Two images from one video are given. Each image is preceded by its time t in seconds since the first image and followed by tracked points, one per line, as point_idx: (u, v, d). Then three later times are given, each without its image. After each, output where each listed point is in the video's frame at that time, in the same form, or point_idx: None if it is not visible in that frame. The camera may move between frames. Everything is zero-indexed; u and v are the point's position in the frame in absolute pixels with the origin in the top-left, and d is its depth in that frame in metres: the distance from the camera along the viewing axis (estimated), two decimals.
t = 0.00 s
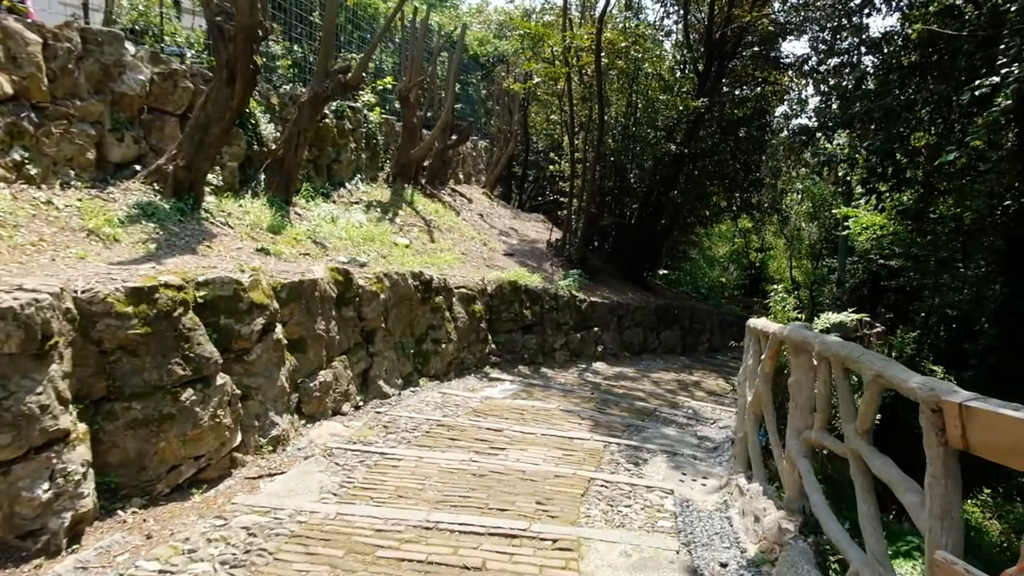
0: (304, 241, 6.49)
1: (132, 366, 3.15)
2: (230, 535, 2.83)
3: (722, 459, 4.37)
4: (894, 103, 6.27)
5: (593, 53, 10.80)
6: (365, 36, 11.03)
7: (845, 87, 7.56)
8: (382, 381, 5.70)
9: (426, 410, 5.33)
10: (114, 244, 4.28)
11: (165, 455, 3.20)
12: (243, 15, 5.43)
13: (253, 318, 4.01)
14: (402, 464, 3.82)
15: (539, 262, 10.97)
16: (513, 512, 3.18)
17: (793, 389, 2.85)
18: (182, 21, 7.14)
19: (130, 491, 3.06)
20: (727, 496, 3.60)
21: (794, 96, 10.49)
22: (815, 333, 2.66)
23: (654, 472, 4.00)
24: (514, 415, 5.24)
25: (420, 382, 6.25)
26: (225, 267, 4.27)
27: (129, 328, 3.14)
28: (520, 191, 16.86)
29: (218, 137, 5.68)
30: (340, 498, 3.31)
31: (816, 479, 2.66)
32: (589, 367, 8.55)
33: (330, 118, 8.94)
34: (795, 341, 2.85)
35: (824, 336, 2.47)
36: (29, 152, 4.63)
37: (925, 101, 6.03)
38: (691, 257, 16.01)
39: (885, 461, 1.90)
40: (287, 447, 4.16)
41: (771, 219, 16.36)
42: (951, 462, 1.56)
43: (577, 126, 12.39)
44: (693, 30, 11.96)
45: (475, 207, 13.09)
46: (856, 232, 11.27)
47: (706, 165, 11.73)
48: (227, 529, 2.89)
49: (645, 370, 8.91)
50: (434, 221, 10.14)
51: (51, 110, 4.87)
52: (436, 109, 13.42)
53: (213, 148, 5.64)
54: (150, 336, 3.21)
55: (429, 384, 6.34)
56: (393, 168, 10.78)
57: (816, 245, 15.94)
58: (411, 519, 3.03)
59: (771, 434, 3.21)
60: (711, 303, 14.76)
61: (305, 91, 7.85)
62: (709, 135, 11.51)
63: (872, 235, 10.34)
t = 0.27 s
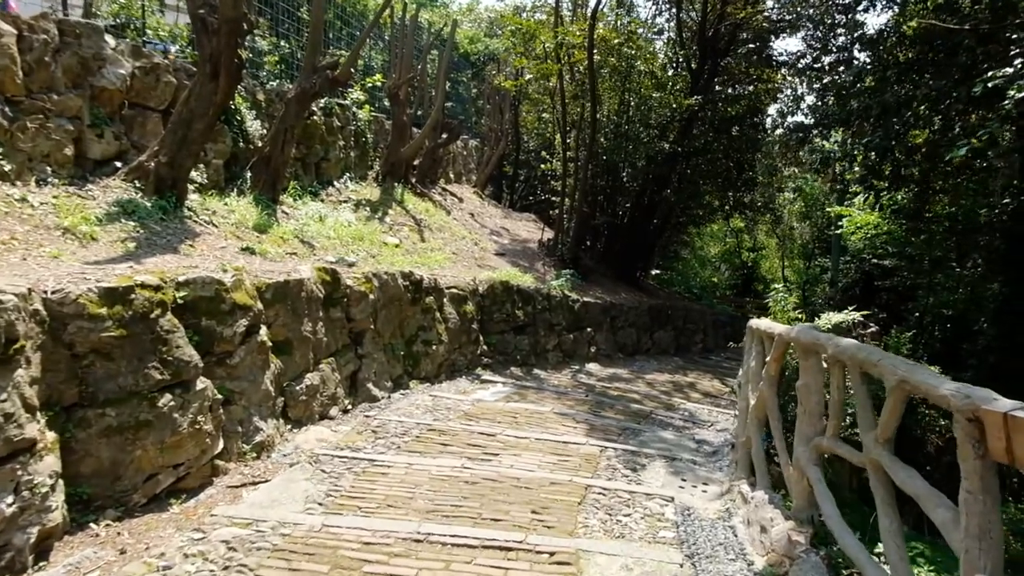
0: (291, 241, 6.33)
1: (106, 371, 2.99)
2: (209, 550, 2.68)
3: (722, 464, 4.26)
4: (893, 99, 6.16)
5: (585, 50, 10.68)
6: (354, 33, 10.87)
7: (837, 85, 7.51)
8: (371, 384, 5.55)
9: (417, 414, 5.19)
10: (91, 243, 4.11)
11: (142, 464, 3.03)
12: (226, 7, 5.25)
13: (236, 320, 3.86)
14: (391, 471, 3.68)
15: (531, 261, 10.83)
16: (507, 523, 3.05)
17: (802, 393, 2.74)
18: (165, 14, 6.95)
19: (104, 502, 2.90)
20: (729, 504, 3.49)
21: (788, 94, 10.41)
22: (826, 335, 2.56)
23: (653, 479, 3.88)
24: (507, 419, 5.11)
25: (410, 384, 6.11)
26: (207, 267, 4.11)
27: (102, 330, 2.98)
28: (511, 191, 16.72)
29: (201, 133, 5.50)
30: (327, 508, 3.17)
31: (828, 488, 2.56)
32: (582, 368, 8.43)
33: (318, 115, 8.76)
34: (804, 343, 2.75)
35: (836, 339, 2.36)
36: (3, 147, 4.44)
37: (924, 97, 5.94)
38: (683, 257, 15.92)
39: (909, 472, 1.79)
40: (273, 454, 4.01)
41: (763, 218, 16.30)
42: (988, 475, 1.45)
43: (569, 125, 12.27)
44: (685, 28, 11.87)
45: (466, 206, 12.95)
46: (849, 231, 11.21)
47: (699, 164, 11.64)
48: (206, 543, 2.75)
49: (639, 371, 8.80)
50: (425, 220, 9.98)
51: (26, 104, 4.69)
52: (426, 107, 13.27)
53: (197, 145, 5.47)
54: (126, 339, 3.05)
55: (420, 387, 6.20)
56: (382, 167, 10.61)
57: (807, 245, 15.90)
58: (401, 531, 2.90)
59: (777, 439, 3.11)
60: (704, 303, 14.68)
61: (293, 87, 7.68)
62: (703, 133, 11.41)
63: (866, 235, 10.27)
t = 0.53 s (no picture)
0: (276, 240, 6.16)
1: (76, 378, 2.82)
2: (185, 570, 2.54)
3: (720, 470, 4.15)
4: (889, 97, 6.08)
5: (576, 47, 10.57)
6: (340, 29, 10.69)
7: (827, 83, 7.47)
8: (359, 388, 5.40)
9: (405, 419, 5.04)
10: (64, 243, 3.94)
11: (116, 477, 2.87)
12: None
13: (217, 324, 3.70)
14: (379, 481, 3.54)
15: (521, 261, 10.70)
16: (501, 536, 2.95)
17: (809, 398, 2.66)
18: (145, 7, 6.76)
19: (74, 518, 2.74)
20: (730, 513, 3.39)
21: (780, 92, 10.35)
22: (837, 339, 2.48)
23: (650, 487, 3.77)
24: (499, 423, 4.97)
25: (399, 388, 5.96)
26: (187, 268, 3.94)
27: (73, 335, 2.82)
28: (500, 190, 16.55)
29: (183, 130, 5.32)
30: (312, 520, 3.04)
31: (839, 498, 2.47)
32: (573, 370, 8.31)
33: (304, 112, 8.59)
34: (812, 347, 2.67)
35: (849, 344, 2.28)
36: None
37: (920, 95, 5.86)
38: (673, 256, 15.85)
39: (941, 488, 1.71)
40: (257, 462, 3.86)
41: (753, 217, 16.26)
42: None
43: (559, 123, 12.16)
44: (676, 25, 11.80)
45: (454, 206, 12.80)
46: (840, 230, 11.17)
47: (690, 162, 11.56)
48: (183, 561, 2.60)
49: (630, 373, 8.70)
50: (413, 219, 9.82)
51: None
52: (414, 105, 13.10)
53: (178, 141, 5.28)
54: (98, 344, 2.89)
55: (409, 390, 6.05)
56: (370, 165, 10.44)
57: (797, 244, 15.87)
58: (389, 546, 2.78)
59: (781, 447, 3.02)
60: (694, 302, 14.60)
61: (277, 82, 7.50)
62: (694, 132, 11.32)
63: (857, 234, 10.23)
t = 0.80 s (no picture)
0: (254, 238, 5.98)
1: (33, 386, 2.65)
2: None
3: (712, 471, 4.04)
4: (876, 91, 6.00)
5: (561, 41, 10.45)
6: (321, 23, 10.49)
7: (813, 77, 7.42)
8: (340, 390, 5.24)
9: (388, 421, 4.90)
10: (26, 241, 3.76)
11: (77, 490, 2.71)
12: None
13: (188, 325, 3.54)
14: (360, 488, 3.40)
15: (506, 259, 10.57)
16: (486, 546, 2.81)
17: (806, 399, 2.56)
18: None
19: (32, 534, 2.58)
20: (723, 516, 3.28)
21: (766, 88, 10.29)
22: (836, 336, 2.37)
23: (641, 490, 3.66)
24: (484, 425, 4.84)
25: (381, 389, 5.81)
26: (157, 267, 3.78)
27: (29, 340, 2.63)
28: (485, 187, 16.40)
29: (155, 124, 5.14)
30: (288, 532, 2.89)
31: (838, 503, 2.36)
32: (560, 369, 8.20)
33: (284, 107, 8.39)
34: (810, 346, 2.56)
35: (852, 343, 2.17)
36: None
37: (909, 89, 5.78)
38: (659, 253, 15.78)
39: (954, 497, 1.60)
40: (232, 469, 3.71)
41: (738, 213, 16.23)
42: None
43: (545, 119, 12.04)
44: (661, 20, 11.72)
45: (439, 203, 12.64)
46: (825, 226, 11.14)
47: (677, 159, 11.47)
48: None
49: (617, 371, 8.60)
50: (396, 216, 9.66)
51: None
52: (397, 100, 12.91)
53: (150, 136, 5.10)
54: (57, 349, 2.72)
55: (392, 391, 5.90)
56: (353, 162, 10.25)
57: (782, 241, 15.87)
58: (370, 559, 2.64)
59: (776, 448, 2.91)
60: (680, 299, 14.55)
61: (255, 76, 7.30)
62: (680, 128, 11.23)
63: (843, 229, 10.20)
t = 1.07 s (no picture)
0: (229, 236, 5.81)
1: None
2: None
3: (702, 471, 3.92)
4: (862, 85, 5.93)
5: (544, 36, 10.35)
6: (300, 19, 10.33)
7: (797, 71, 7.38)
8: (318, 391, 5.07)
9: (367, 423, 4.74)
10: None
11: (29, 499, 2.55)
12: None
13: (153, 325, 3.37)
14: (336, 492, 3.25)
15: (491, 257, 10.43)
16: (467, 553, 2.68)
17: (800, 395, 2.44)
18: None
19: None
20: (715, 518, 3.16)
21: (750, 84, 10.23)
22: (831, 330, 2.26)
23: (629, 492, 3.53)
24: (467, 425, 4.70)
25: (362, 390, 5.65)
26: (120, 264, 3.60)
27: None
28: (470, 186, 16.25)
29: (122, 117, 4.97)
30: (258, 541, 2.74)
31: (836, 505, 2.23)
32: (546, 368, 8.07)
33: (261, 102, 8.21)
34: (804, 340, 2.43)
35: (849, 335, 2.04)
36: None
37: (895, 82, 5.72)
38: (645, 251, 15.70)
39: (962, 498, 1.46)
40: (201, 475, 3.55)
41: (723, 211, 16.19)
42: None
43: (529, 116, 11.94)
44: (645, 16, 11.66)
45: (422, 201, 12.48)
46: (810, 222, 11.10)
47: (662, 156, 11.40)
48: None
49: (604, 369, 8.48)
50: (378, 214, 9.49)
51: None
52: (379, 97, 12.73)
53: (116, 128, 4.93)
54: (5, 350, 2.55)
55: (373, 392, 5.75)
56: (334, 159, 10.08)
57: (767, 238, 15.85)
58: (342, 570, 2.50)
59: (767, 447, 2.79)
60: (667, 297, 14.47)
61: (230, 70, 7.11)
62: (666, 125, 11.14)
63: (828, 225, 10.16)
